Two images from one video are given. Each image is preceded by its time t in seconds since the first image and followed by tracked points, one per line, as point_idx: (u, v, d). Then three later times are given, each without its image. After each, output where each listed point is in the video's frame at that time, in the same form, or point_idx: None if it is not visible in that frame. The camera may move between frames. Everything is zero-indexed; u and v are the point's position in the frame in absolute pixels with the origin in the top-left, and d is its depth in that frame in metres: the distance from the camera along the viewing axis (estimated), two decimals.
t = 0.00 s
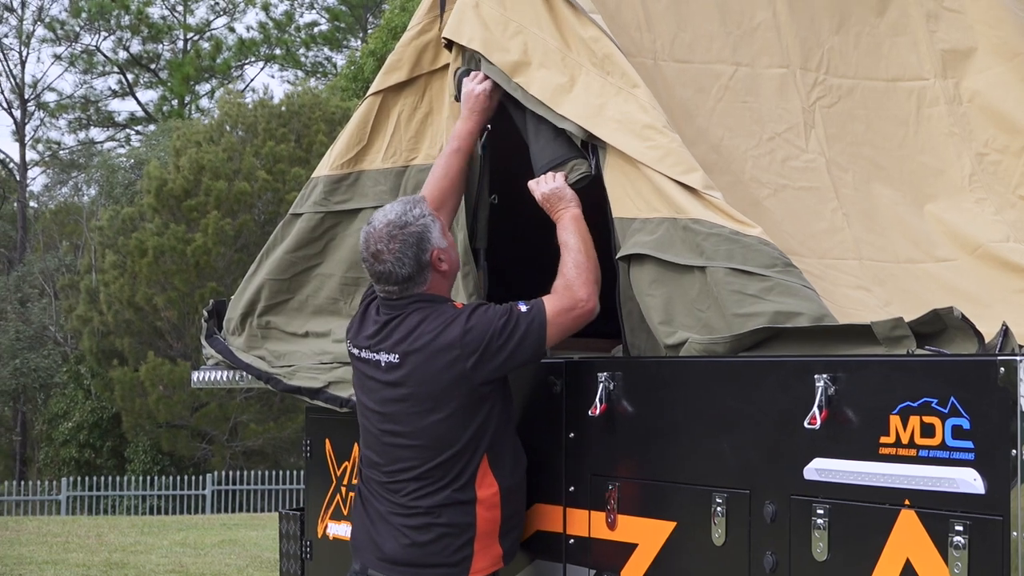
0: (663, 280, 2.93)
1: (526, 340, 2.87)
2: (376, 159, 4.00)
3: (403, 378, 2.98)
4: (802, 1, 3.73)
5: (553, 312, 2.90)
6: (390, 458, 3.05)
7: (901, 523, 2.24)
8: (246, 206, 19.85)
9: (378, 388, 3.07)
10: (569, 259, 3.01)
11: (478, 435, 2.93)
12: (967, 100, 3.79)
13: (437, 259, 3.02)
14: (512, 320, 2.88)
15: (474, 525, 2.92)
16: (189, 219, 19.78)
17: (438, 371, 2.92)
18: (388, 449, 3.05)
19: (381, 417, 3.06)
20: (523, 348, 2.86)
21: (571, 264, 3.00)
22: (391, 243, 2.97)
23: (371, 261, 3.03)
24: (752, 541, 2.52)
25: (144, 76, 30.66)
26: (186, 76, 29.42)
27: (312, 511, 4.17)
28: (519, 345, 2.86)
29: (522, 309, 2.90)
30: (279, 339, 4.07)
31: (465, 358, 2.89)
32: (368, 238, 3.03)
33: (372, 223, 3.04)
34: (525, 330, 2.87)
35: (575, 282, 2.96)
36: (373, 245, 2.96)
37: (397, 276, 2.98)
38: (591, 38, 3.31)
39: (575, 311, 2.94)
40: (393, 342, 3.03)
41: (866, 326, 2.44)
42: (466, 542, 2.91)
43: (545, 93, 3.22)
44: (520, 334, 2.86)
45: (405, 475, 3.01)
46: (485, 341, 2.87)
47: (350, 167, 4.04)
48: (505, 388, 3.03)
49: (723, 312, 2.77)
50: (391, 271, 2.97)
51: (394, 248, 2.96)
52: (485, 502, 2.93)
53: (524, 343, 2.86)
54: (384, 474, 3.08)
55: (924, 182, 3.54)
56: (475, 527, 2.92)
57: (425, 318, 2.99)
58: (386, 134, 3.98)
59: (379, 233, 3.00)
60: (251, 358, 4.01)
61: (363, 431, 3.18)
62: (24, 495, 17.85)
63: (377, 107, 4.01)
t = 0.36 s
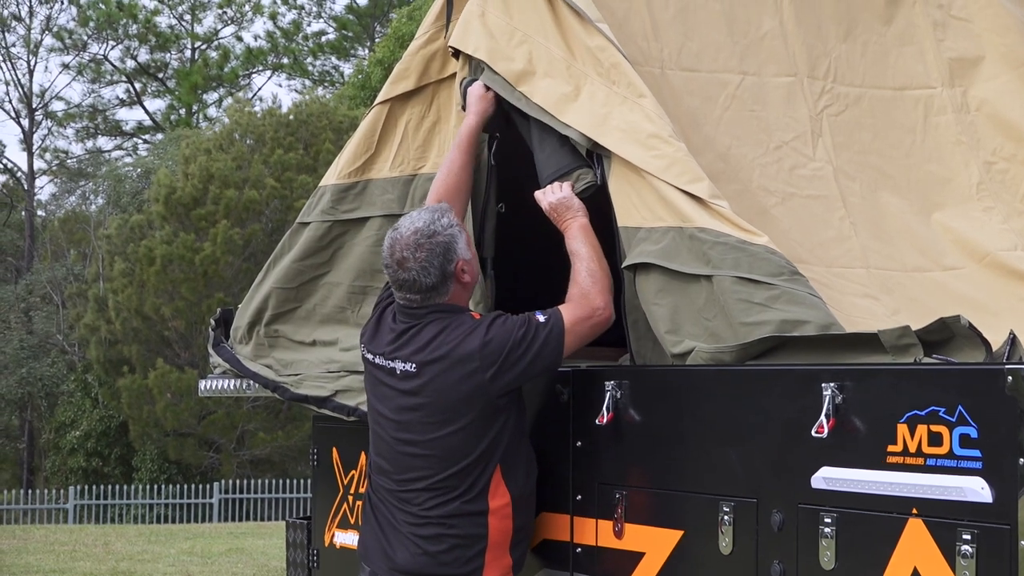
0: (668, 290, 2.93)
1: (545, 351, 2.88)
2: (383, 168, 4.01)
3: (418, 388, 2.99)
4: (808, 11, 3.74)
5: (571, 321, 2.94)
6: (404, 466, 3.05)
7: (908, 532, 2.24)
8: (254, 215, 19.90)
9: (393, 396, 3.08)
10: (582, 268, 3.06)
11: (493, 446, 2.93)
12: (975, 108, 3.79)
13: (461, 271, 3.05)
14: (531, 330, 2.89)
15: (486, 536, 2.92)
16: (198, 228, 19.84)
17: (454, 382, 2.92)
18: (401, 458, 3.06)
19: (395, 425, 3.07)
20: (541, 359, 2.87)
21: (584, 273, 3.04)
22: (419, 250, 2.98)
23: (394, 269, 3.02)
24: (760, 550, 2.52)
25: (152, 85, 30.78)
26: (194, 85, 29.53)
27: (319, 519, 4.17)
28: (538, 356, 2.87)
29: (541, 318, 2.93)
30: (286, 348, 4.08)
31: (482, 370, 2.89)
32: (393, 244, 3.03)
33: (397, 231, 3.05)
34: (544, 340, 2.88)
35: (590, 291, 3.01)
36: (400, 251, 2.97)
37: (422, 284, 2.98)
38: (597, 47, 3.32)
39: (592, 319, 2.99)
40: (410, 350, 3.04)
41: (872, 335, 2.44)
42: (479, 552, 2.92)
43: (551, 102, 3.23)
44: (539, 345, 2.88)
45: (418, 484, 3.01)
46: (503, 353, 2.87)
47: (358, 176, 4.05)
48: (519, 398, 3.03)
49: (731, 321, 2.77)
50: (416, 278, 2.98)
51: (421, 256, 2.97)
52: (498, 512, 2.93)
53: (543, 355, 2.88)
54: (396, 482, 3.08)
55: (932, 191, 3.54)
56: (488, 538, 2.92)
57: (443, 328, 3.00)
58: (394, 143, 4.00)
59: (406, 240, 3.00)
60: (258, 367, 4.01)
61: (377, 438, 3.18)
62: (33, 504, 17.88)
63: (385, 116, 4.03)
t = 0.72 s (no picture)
0: (670, 298, 2.93)
1: (555, 361, 2.89)
2: (386, 176, 4.02)
3: (426, 395, 2.99)
4: (811, 20, 3.75)
5: (580, 331, 2.94)
6: (410, 473, 3.05)
7: (910, 540, 2.24)
8: (257, 223, 19.93)
9: (401, 403, 3.08)
10: (589, 277, 3.05)
11: (499, 456, 2.93)
12: (976, 116, 3.79)
13: (471, 279, 3.06)
14: (542, 340, 2.89)
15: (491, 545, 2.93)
16: (200, 236, 19.86)
17: (464, 391, 2.93)
18: (407, 464, 3.06)
19: (402, 432, 3.07)
20: (551, 370, 2.88)
21: (592, 282, 3.03)
22: (431, 259, 2.98)
23: (405, 276, 3.03)
24: (762, 558, 2.52)
25: (154, 93, 30.85)
26: (195, 93, 29.58)
27: (321, 527, 4.17)
28: (548, 367, 2.88)
29: (550, 328, 2.93)
30: (289, 356, 4.09)
31: (492, 379, 2.89)
32: (405, 252, 3.04)
33: (409, 238, 3.05)
34: (554, 350, 2.89)
35: (599, 300, 3.00)
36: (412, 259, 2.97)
37: (433, 292, 2.99)
38: (600, 56, 3.33)
39: (601, 328, 2.99)
40: (419, 358, 3.04)
41: (874, 344, 2.44)
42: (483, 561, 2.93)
43: (554, 111, 3.24)
44: (549, 355, 2.88)
45: (424, 491, 3.01)
46: (513, 363, 2.88)
47: (360, 184, 4.05)
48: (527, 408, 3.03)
49: (732, 329, 2.78)
50: (427, 287, 2.98)
51: (433, 265, 2.98)
52: (504, 521, 2.94)
53: (553, 364, 2.88)
54: (402, 488, 3.09)
55: (934, 199, 3.55)
56: (493, 547, 2.93)
57: (453, 337, 3.00)
58: (396, 151, 4.01)
59: (418, 248, 3.00)
60: (260, 375, 4.02)
61: (382, 445, 3.18)
62: (34, 512, 17.88)
63: (387, 124, 4.04)
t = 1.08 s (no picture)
0: (674, 304, 2.93)
1: (559, 371, 2.88)
2: (390, 183, 4.04)
3: (431, 403, 3.00)
4: (814, 26, 3.76)
5: (585, 340, 2.94)
6: (414, 480, 3.06)
7: (913, 546, 2.24)
8: (261, 230, 19.97)
9: (405, 410, 3.09)
10: (595, 286, 3.05)
11: (503, 464, 2.93)
12: (980, 123, 3.78)
13: (477, 286, 3.06)
14: (546, 349, 2.89)
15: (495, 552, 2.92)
16: (204, 242, 19.89)
17: (468, 399, 2.93)
18: (411, 471, 3.06)
19: (406, 439, 3.08)
20: (556, 378, 2.87)
21: (598, 291, 3.04)
22: (436, 266, 2.99)
23: (411, 283, 3.04)
24: (766, 565, 2.52)
25: (158, 100, 30.92)
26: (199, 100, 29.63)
27: (325, 533, 4.16)
28: (553, 376, 2.87)
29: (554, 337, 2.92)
30: (291, 363, 4.09)
31: (496, 388, 2.89)
32: (411, 259, 3.05)
33: (415, 245, 3.07)
34: (558, 360, 2.88)
35: (604, 310, 3.01)
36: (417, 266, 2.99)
37: (438, 299, 3.00)
38: (603, 63, 3.33)
39: (606, 338, 2.99)
40: (423, 365, 3.05)
41: (878, 350, 2.44)
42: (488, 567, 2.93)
43: (558, 118, 3.25)
44: (554, 365, 2.87)
45: (428, 498, 3.02)
46: (518, 371, 2.88)
47: (363, 191, 4.08)
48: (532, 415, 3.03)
49: (736, 335, 2.78)
50: (432, 294, 3.00)
51: (438, 272, 2.99)
52: (509, 528, 2.93)
53: (557, 374, 2.88)
54: (407, 495, 3.09)
55: (937, 206, 3.55)
56: (497, 554, 2.92)
57: (458, 345, 3.01)
58: (400, 158, 4.03)
59: (423, 255, 3.02)
60: (264, 382, 4.01)
61: (386, 451, 3.19)
62: (37, 519, 17.89)
63: (391, 131, 4.05)
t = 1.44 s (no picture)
0: (676, 308, 2.93)
1: (557, 373, 2.88)
2: (392, 186, 4.04)
3: (430, 406, 3.00)
4: (816, 30, 3.76)
5: (584, 344, 2.94)
6: (414, 484, 3.06)
7: (917, 551, 2.24)
8: (263, 234, 19.99)
9: (404, 414, 3.09)
10: (595, 291, 3.06)
11: (502, 467, 2.93)
12: (982, 127, 3.77)
13: (474, 288, 3.07)
14: (544, 351, 2.89)
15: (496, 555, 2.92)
16: (206, 246, 19.91)
17: (467, 402, 2.93)
18: (411, 475, 3.06)
19: (406, 443, 3.08)
20: (553, 380, 2.87)
21: (598, 296, 3.04)
22: (432, 268, 3.00)
23: (408, 286, 3.05)
24: (769, 569, 2.52)
25: (161, 104, 30.97)
26: (201, 104, 29.66)
27: (327, 537, 4.17)
28: (551, 378, 2.87)
29: (553, 341, 2.93)
30: (294, 367, 4.09)
31: (494, 390, 2.90)
32: (407, 261, 3.06)
33: (411, 248, 3.08)
34: (556, 362, 2.89)
35: (604, 314, 3.01)
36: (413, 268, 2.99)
37: (434, 301, 3.01)
38: (605, 66, 3.33)
39: (605, 343, 3.00)
40: (421, 369, 3.05)
41: (880, 354, 2.44)
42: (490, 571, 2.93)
43: (560, 122, 3.25)
44: (551, 368, 2.87)
45: (429, 501, 3.02)
46: (515, 373, 2.88)
47: (365, 195, 4.07)
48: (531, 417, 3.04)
49: (739, 339, 2.78)
50: (428, 296, 3.01)
51: (433, 274, 3.00)
52: (510, 532, 2.93)
53: (555, 376, 2.88)
54: (407, 499, 3.09)
55: (940, 210, 3.55)
56: (498, 557, 2.92)
57: (455, 347, 3.01)
58: (402, 162, 4.03)
59: (419, 257, 3.03)
60: (267, 386, 4.02)
61: (386, 456, 3.19)
62: (39, 523, 17.89)
63: (393, 135, 4.05)
